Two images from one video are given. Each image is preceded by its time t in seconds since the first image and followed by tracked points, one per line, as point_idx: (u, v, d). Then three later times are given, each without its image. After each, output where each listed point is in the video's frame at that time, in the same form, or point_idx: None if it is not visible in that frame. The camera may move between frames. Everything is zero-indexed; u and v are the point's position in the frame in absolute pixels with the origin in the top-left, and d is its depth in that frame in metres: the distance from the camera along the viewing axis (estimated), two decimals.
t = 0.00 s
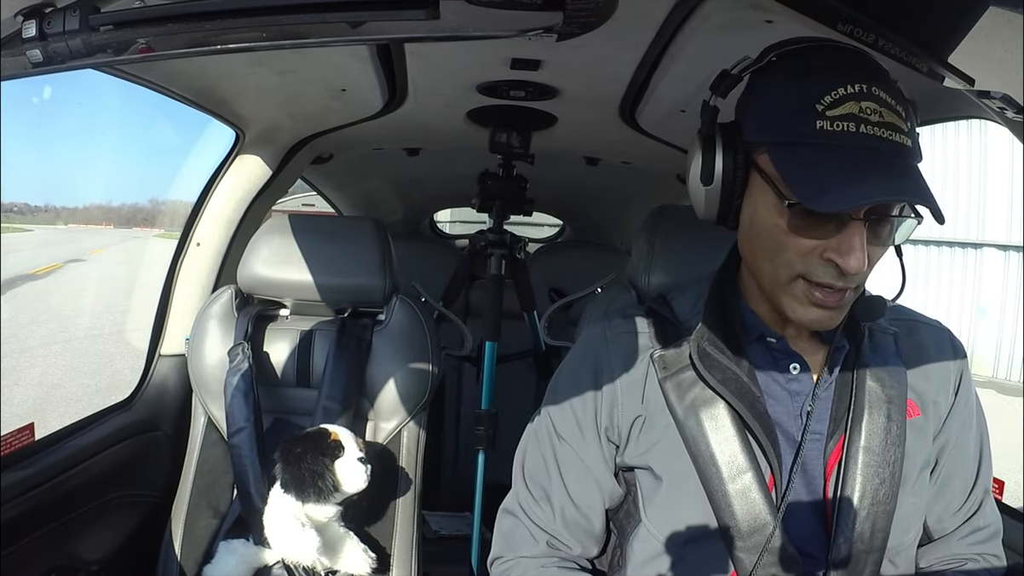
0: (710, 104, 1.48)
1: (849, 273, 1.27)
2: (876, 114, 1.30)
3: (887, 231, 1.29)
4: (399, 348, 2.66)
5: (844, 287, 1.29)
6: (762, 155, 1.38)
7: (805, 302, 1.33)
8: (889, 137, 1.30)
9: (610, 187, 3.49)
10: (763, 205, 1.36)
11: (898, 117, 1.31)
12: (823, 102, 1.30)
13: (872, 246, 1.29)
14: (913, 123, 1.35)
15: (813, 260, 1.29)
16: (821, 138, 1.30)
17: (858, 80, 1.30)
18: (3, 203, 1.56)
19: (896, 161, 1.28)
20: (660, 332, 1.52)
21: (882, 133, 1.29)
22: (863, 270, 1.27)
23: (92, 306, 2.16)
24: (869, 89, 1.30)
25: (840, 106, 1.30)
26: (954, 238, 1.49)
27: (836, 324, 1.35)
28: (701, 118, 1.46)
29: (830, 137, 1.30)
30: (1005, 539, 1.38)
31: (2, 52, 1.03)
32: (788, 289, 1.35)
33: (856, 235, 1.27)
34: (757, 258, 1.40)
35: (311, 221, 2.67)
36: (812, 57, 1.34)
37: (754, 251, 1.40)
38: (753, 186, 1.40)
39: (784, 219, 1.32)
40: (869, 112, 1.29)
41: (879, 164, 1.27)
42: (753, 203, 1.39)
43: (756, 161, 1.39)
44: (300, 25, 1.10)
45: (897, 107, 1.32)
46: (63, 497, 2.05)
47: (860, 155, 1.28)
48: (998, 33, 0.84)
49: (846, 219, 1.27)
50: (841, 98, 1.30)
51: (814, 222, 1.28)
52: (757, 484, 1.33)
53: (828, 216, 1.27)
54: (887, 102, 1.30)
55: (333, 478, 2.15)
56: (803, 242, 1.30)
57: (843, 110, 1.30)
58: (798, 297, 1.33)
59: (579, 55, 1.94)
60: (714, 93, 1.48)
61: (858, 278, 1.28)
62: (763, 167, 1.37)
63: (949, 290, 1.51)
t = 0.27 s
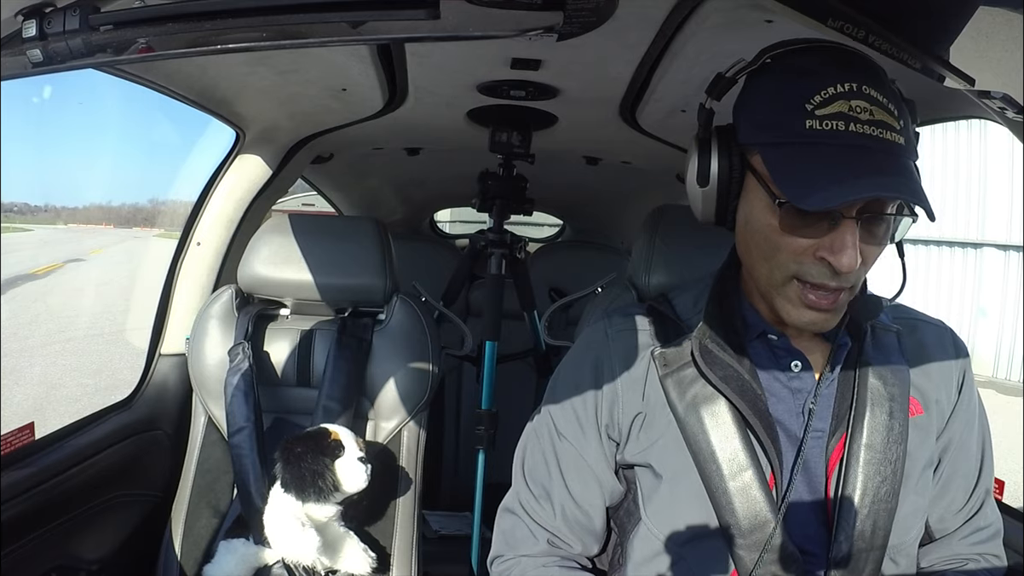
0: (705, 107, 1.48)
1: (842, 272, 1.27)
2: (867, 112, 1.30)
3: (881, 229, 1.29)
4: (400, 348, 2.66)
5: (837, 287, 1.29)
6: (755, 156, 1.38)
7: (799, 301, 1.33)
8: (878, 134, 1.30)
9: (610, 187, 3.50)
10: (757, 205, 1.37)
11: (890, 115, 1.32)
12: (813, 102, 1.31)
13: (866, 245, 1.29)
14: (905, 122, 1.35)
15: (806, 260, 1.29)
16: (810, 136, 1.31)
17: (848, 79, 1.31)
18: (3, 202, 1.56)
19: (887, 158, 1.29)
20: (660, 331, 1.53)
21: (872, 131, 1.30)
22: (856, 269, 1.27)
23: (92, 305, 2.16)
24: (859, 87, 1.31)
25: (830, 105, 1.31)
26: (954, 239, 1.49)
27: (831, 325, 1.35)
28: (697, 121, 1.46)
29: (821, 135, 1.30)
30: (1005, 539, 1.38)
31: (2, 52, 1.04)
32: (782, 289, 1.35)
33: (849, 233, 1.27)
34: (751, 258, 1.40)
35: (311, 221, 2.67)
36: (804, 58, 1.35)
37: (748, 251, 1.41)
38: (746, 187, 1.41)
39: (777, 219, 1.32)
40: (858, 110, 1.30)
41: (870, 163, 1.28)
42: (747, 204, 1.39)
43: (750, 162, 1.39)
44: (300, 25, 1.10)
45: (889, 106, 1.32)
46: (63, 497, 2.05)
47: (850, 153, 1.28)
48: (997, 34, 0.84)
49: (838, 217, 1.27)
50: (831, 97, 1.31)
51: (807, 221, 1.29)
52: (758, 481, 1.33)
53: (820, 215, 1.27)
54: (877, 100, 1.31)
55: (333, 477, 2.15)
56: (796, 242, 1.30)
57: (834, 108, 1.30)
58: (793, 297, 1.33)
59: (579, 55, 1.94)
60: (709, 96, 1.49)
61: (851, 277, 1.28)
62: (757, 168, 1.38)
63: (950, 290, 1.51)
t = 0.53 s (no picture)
0: (702, 107, 1.50)
1: (837, 264, 1.27)
2: (857, 104, 1.31)
3: (877, 222, 1.29)
4: (399, 348, 2.65)
5: (833, 279, 1.29)
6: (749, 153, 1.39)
7: (796, 295, 1.33)
8: (868, 126, 1.31)
9: (610, 187, 3.50)
10: (752, 201, 1.38)
11: (881, 107, 1.33)
12: (804, 94, 1.32)
13: (862, 237, 1.29)
14: (899, 116, 1.36)
15: (801, 251, 1.29)
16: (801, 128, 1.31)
17: (839, 72, 1.32)
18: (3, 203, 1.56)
19: (881, 150, 1.29)
20: (660, 331, 1.53)
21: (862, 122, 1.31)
22: (851, 261, 1.27)
23: (92, 306, 2.16)
24: (849, 80, 1.31)
25: (821, 98, 1.32)
26: (954, 238, 1.49)
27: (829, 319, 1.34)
28: (694, 121, 1.48)
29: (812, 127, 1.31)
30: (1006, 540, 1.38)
31: (2, 52, 1.04)
32: (778, 284, 1.35)
33: (843, 225, 1.28)
34: (748, 254, 1.40)
35: (311, 221, 2.67)
36: (796, 57, 1.36)
37: (745, 247, 1.41)
38: (743, 184, 1.42)
39: (770, 213, 1.33)
40: (847, 101, 1.31)
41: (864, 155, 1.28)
42: (743, 201, 1.40)
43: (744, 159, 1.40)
44: (300, 25, 1.10)
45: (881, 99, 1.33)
46: (63, 497, 2.05)
47: (842, 143, 1.29)
48: (995, 34, 0.84)
49: (832, 209, 1.28)
50: (822, 90, 1.32)
51: (801, 213, 1.29)
52: (757, 482, 1.33)
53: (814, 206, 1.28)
54: (867, 93, 1.32)
55: (333, 478, 2.15)
56: (790, 234, 1.30)
57: (824, 101, 1.32)
58: (789, 291, 1.33)
59: (579, 55, 1.93)
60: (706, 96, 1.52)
61: (847, 269, 1.28)
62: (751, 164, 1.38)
63: (950, 289, 1.51)
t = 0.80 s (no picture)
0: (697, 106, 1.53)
1: (807, 232, 1.34)
2: (822, 78, 1.35)
3: (852, 194, 1.34)
4: (399, 348, 2.65)
5: (810, 248, 1.35)
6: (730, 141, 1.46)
7: (778, 269, 1.39)
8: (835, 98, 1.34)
9: (610, 187, 3.50)
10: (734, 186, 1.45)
11: (856, 86, 1.35)
12: (770, 77, 1.38)
13: (842, 208, 1.34)
14: (875, 91, 1.37)
15: (775, 223, 1.36)
16: (772, 108, 1.36)
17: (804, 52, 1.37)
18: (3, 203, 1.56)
19: (853, 124, 1.34)
20: (660, 331, 1.53)
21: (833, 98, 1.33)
22: (823, 228, 1.34)
23: (92, 306, 2.16)
24: (813, 59, 1.36)
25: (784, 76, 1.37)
26: (954, 238, 1.49)
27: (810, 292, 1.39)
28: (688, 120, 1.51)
29: (781, 106, 1.35)
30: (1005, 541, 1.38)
31: (2, 52, 1.04)
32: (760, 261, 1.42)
33: (813, 194, 1.35)
34: (732, 233, 1.47)
35: (311, 221, 2.67)
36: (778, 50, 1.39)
37: (729, 227, 1.48)
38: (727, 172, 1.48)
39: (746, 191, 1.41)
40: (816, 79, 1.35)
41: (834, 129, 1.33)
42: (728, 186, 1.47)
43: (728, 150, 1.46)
44: (300, 25, 1.10)
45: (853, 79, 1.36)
46: (63, 497, 2.05)
47: (811, 116, 1.33)
48: (996, 34, 0.84)
49: (801, 180, 1.35)
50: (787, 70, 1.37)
51: (774, 187, 1.37)
52: (757, 482, 1.33)
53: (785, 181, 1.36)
54: (837, 71, 1.35)
55: (333, 478, 2.15)
56: (764, 207, 1.38)
57: (788, 78, 1.36)
58: (770, 265, 1.40)
59: (579, 55, 1.94)
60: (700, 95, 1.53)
61: (819, 240, 1.34)
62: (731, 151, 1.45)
63: (949, 288, 1.50)
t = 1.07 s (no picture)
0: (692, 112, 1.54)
1: (766, 214, 1.34)
2: (776, 67, 1.33)
3: (816, 176, 1.32)
4: (399, 348, 2.65)
5: (766, 232, 1.34)
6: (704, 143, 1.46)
7: (743, 257, 1.38)
8: (789, 85, 1.31)
9: (610, 187, 3.50)
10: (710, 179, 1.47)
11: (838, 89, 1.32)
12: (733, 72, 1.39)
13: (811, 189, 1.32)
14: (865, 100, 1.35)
15: (733, 209, 1.38)
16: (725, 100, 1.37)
17: (768, 46, 1.36)
18: (3, 202, 1.56)
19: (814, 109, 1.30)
20: (660, 331, 1.53)
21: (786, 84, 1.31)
22: (774, 209, 1.33)
23: (92, 305, 2.16)
24: (773, 51, 1.35)
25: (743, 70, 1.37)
26: (955, 238, 1.49)
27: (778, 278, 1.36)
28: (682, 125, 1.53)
29: (736, 94, 1.35)
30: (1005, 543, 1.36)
31: (2, 52, 1.04)
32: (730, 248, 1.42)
33: (767, 177, 1.34)
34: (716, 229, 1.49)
35: (311, 221, 2.67)
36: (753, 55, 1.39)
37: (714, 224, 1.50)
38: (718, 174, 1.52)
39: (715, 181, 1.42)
40: (770, 69, 1.34)
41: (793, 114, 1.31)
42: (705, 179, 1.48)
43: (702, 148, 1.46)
44: (301, 25, 1.10)
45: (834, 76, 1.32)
46: (63, 497, 2.05)
47: (761, 103, 1.31)
48: (996, 35, 0.84)
49: (756, 164, 1.35)
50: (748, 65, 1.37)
51: (733, 175, 1.39)
52: (756, 484, 1.33)
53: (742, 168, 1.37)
54: (795, 62, 1.33)
55: (333, 477, 2.15)
56: (725, 195, 1.40)
57: (745, 71, 1.36)
58: (736, 253, 1.39)
59: (579, 55, 1.93)
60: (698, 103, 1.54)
61: (782, 221, 1.33)
62: (705, 147, 1.46)
63: (951, 287, 1.52)
